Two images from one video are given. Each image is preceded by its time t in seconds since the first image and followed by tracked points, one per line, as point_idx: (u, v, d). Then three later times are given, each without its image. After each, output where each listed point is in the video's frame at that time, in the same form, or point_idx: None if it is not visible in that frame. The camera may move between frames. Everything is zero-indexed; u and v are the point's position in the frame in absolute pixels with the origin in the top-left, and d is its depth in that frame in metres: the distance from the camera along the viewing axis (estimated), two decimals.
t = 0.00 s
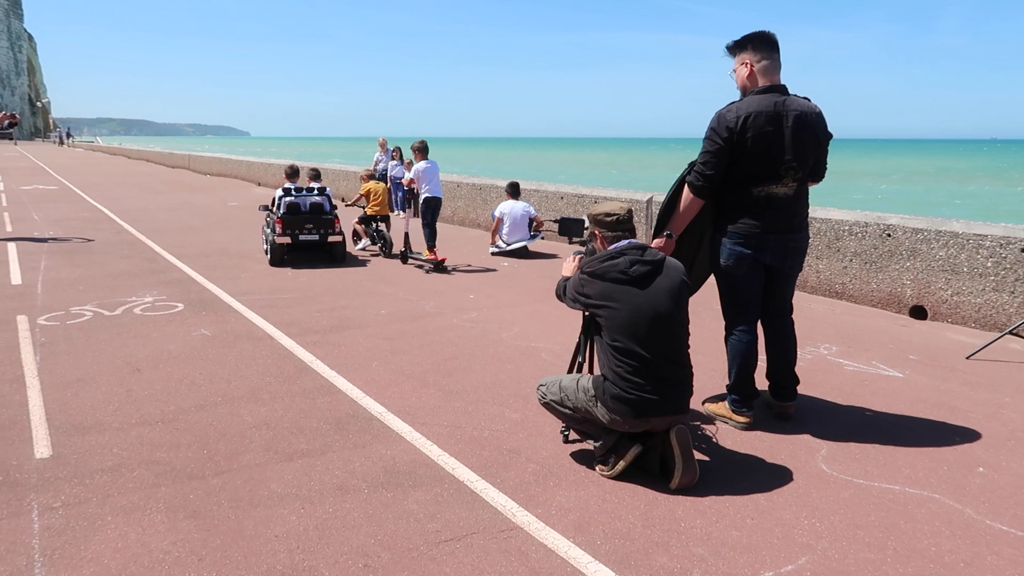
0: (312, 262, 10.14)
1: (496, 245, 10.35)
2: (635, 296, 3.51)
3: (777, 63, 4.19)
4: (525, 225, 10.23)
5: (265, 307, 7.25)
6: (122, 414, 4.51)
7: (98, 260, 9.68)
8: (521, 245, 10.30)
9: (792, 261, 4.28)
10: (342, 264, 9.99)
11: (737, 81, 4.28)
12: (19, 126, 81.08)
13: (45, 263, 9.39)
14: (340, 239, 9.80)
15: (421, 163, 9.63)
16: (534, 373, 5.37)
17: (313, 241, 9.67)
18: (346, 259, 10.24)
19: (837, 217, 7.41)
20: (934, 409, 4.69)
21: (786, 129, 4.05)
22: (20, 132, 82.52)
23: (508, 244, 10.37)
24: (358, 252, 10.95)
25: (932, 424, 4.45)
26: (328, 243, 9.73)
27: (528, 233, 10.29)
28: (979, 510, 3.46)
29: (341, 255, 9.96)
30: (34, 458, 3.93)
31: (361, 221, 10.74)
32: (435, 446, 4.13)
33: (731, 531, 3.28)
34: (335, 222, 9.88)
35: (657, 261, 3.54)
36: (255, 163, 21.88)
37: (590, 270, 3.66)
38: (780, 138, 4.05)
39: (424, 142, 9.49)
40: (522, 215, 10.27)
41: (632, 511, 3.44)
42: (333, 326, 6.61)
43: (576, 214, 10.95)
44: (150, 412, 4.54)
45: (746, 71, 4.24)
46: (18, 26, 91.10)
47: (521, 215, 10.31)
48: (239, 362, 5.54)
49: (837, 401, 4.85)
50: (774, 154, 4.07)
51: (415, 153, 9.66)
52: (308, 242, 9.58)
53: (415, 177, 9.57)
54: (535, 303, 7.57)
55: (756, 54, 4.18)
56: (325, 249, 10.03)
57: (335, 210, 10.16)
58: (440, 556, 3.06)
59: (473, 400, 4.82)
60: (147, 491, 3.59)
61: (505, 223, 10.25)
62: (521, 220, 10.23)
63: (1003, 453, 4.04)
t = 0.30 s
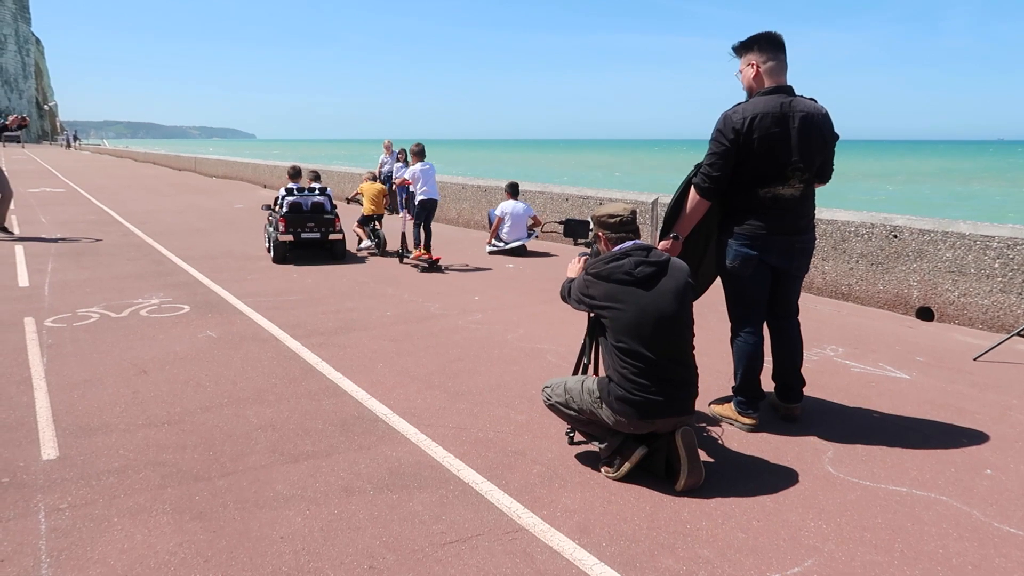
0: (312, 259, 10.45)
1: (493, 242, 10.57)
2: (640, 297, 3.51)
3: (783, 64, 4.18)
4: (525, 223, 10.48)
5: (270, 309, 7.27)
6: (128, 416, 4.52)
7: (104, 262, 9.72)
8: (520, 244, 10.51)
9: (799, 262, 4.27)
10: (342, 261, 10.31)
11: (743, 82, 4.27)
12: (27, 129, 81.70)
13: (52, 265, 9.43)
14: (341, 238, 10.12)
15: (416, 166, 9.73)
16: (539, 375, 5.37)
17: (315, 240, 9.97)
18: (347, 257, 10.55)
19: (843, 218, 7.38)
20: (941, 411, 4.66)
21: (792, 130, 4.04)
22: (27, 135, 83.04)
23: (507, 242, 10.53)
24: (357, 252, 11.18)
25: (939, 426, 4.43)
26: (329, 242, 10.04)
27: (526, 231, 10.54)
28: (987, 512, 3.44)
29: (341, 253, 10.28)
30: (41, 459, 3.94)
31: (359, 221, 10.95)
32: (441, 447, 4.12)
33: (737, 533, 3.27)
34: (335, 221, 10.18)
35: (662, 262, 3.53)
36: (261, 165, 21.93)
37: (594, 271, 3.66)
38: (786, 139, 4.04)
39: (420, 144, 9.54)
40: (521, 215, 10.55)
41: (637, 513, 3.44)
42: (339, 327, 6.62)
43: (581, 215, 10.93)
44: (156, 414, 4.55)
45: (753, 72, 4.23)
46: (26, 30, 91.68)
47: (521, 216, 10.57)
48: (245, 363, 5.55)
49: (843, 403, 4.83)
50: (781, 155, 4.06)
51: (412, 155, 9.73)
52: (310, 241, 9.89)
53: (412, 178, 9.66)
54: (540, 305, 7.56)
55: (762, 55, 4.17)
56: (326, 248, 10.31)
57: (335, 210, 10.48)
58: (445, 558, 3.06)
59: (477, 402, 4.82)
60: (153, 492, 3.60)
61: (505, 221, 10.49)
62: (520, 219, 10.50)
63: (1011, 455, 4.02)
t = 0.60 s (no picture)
0: (309, 255, 10.76)
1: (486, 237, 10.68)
2: (640, 295, 3.51)
3: (784, 62, 4.17)
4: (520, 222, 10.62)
5: (271, 308, 7.27)
6: (129, 415, 4.52)
7: (106, 261, 9.74)
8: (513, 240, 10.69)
9: (799, 261, 4.27)
10: (338, 256, 10.61)
11: (745, 80, 4.27)
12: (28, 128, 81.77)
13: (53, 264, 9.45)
14: (337, 233, 10.45)
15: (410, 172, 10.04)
16: (540, 373, 5.37)
17: (311, 235, 10.29)
18: (341, 251, 10.89)
19: (844, 216, 7.38)
20: (942, 409, 4.66)
21: (794, 129, 4.03)
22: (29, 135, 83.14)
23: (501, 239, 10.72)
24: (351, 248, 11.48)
25: (940, 425, 4.42)
26: (325, 237, 10.37)
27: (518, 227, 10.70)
28: (987, 510, 3.44)
29: (336, 249, 10.60)
30: (42, 458, 3.94)
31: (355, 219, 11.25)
32: (441, 446, 4.12)
33: (737, 531, 3.27)
34: (331, 218, 10.52)
35: (662, 260, 3.53)
36: (262, 165, 21.94)
37: (594, 269, 3.66)
38: (788, 138, 4.04)
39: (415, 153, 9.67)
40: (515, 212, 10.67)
41: (637, 511, 3.44)
42: (339, 326, 6.63)
43: (582, 214, 10.93)
44: (157, 413, 4.56)
45: (754, 70, 4.23)
46: (27, 30, 91.73)
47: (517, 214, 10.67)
48: (245, 362, 5.55)
49: (844, 401, 4.83)
50: (782, 153, 4.06)
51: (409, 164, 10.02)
52: (307, 236, 10.18)
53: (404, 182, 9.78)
54: (541, 303, 7.56)
55: (763, 53, 4.16)
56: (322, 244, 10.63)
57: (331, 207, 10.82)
58: (446, 556, 3.06)
59: (478, 400, 4.82)
60: (153, 491, 3.60)
61: (500, 218, 10.60)
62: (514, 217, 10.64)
63: (1011, 453, 4.02)
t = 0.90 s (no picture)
0: (304, 249, 11.12)
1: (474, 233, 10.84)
2: (639, 293, 3.51)
3: (783, 61, 4.17)
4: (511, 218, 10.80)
5: (270, 307, 7.27)
6: (128, 414, 4.53)
7: (105, 260, 9.73)
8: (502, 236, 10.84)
9: (799, 259, 4.27)
10: (332, 250, 10.96)
11: (744, 79, 4.27)
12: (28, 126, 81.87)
13: (52, 263, 9.44)
14: (330, 228, 10.80)
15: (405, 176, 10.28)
16: (539, 372, 5.38)
17: (306, 230, 10.64)
18: (335, 246, 11.22)
19: (843, 214, 7.38)
20: (940, 408, 4.66)
21: (793, 127, 4.03)
22: (28, 133, 83.15)
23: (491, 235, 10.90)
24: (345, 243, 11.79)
25: (939, 423, 4.43)
26: (319, 232, 10.72)
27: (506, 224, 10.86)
28: (986, 509, 3.44)
29: (331, 243, 10.95)
30: (41, 457, 3.94)
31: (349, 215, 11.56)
32: (440, 445, 4.13)
33: (736, 530, 3.27)
34: (326, 213, 10.88)
35: (662, 259, 3.53)
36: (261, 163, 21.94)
37: (594, 268, 3.65)
38: (788, 137, 4.04)
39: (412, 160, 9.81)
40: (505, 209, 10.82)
41: (636, 510, 3.44)
42: (338, 324, 6.62)
43: (581, 213, 10.92)
44: (156, 412, 4.55)
45: (753, 69, 4.23)
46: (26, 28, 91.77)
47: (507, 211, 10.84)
48: (244, 361, 5.55)
49: (842, 400, 4.83)
50: (782, 152, 4.06)
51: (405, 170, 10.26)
52: (302, 231, 10.56)
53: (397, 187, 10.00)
54: (540, 302, 7.56)
55: (762, 52, 4.16)
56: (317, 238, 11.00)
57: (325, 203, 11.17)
58: (444, 555, 3.07)
59: (477, 399, 4.82)
60: (152, 490, 3.60)
61: (490, 214, 10.75)
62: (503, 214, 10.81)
63: (1010, 451, 4.02)
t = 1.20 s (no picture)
0: (298, 246, 11.46)
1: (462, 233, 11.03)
2: (639, 295, 3.50)
3: (781, 62, 4.18)
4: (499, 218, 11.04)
5: (268, 307, 7.26)
6: (125, 414, 4.51)
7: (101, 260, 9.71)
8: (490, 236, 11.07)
9: (797, 260, 4.27)
10: (325, 248, 11.32)
11: (741, 80, 4.27)
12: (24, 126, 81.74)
13: (49, 263, 9.42)
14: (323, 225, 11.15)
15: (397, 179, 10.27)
16: (537, 373, 5.37)
17: (300, 227, 10.99)
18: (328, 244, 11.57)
19: (840, 216, 7.38)
20: (937, 409, 4.67)
21: (791, 128, 4.03)
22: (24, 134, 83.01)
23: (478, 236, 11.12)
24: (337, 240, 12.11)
25: (936, 424, 4.43)
26: (313, 229, 11.07)
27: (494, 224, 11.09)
28: (983, 510, 3.44)
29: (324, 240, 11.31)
30: (37, 458, 3.93)
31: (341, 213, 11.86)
32: (437, 446, 4.12)
33: (734, 531, 3.27)
34: (319, 211, 11.23)
35: (661, 260, 3.52)
36: (259, 163, 21.93)
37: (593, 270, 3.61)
38: (785, 138, 4.04)
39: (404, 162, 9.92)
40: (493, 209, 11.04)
41: (634, 511, 3.44)
42: (336, 325, 6.61)
43: (579, 214, 10.91)
44: (153, 412, 4.54)
45: (750, 70, 4.23)
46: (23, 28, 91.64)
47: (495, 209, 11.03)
48: (242, 361, 5.54)
49: (840, 401, 4.83)
50: (779, 153, 4.07)
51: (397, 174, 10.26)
52: (296, 228, 10.91)
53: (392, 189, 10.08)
54: (538, 303, 7.56)
55: (760, 53, 4.17)
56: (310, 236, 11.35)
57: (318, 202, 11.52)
58: (442, 556, 3.06)
59: (475, 400, 4.82)
60: (149, 490, 3.59)
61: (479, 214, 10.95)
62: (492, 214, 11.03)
63: (1007, 452, 4.03)
